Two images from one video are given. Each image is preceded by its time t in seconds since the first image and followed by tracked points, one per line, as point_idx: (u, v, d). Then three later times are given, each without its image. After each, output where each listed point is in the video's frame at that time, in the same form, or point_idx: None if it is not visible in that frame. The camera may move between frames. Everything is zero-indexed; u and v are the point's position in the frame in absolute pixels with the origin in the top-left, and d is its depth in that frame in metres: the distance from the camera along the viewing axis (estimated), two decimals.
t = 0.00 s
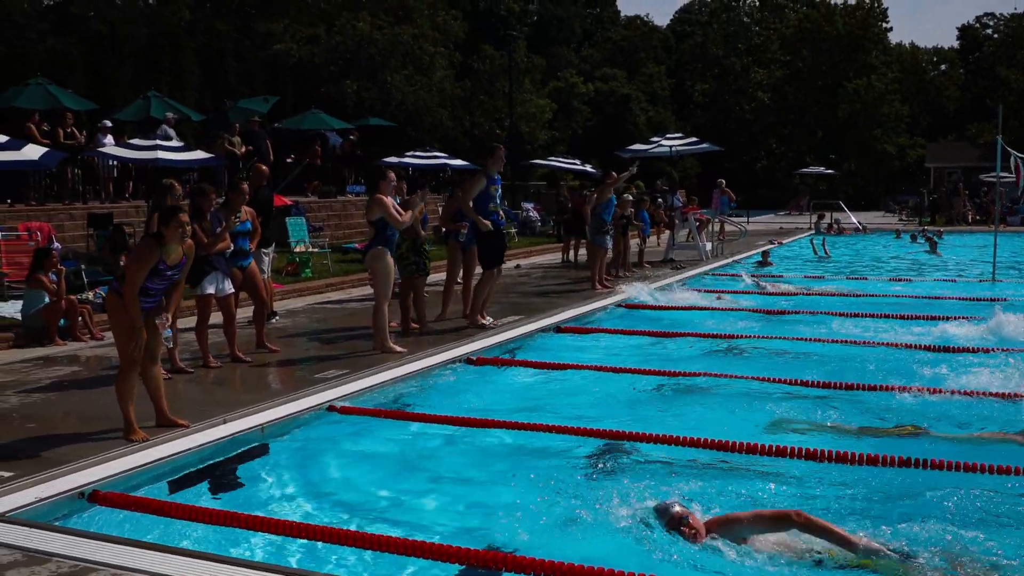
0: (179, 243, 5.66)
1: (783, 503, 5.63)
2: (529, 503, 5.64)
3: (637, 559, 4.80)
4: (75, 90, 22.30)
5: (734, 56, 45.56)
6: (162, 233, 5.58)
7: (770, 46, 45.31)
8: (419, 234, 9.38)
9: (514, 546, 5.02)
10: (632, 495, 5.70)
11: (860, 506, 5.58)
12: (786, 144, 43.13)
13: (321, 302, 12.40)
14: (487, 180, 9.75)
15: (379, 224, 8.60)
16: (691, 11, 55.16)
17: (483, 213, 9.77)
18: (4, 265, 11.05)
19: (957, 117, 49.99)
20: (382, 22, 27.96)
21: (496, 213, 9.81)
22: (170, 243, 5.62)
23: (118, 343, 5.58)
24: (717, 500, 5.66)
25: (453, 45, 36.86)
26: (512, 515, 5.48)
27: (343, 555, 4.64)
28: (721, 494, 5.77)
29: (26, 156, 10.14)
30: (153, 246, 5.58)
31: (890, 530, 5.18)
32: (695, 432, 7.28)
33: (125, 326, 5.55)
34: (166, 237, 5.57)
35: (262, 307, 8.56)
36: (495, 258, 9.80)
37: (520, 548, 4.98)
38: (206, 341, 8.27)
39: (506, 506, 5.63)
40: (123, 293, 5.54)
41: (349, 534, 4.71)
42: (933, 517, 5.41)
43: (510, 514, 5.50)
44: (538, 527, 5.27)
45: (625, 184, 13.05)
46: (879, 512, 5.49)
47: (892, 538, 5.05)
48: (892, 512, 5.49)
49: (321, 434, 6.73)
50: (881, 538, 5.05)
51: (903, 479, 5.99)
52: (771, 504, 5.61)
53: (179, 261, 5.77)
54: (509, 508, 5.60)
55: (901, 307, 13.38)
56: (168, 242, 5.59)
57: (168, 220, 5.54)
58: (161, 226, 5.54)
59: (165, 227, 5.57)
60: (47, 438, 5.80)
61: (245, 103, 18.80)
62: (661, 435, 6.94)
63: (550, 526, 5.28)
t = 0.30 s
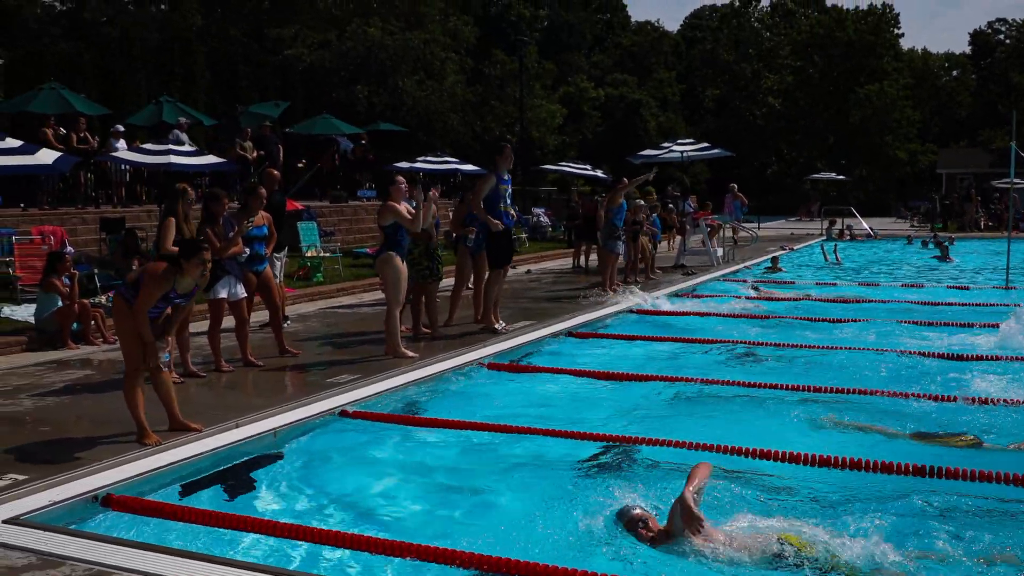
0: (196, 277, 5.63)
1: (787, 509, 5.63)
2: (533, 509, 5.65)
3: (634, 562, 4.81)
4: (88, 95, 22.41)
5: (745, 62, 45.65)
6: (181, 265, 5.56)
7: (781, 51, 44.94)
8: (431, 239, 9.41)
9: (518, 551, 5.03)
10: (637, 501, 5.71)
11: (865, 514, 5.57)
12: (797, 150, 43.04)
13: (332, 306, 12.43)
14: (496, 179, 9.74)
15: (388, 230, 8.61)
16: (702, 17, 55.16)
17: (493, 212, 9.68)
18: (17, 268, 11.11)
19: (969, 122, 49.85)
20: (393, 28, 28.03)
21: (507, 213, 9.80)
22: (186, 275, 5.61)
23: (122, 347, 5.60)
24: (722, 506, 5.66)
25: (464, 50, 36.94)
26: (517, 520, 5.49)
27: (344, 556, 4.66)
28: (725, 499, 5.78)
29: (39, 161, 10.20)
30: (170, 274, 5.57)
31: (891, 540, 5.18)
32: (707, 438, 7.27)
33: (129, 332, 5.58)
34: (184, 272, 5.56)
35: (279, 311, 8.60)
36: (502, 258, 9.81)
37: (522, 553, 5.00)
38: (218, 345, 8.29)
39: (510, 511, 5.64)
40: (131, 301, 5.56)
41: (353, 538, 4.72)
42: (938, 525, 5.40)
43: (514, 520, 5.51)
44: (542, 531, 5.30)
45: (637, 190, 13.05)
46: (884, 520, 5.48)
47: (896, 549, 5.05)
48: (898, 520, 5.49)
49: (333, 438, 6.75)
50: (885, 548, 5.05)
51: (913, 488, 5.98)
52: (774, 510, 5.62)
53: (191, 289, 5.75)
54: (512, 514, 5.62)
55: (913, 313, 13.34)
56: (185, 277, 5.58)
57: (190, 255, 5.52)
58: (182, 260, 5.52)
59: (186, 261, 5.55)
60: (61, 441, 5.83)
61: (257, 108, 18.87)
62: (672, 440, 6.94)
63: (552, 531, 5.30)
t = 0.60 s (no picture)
0: (211, 295, 5.59)
1: (791, 513, 5.64)
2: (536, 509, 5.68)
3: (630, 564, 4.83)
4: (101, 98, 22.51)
5: (755, 65, 45.94)
6: (196, 284, 5.52)
7: (792, 52, 45.36)
8: (444, 242, 9.43)
9: (521, 553, 5.05)
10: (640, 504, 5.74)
11: (870, 518, 5.56)
12: (809, 153, 42.94)
13: (344, 309, 12.46)
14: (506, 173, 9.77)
15: (400, 232, 8.61)
16: (713, 20, 55.13)
17: (504, 208, 9.85)
18: (30, 271, 11.15)
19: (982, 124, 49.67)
20: (404, 31, 28.04)
21: (519, 206, 9.88)
22: (202, 294, 5.57)
23: (132, 349, 5.62)
24: (727, 509, 5.68)
25: (476, 53, 36.98)
26: (522, 520, 5.52)
27: (350, 557, 4.68)
28: (730, 502, 5.80)
29: (53, 164, 10.23)
30: (184, 290, 5.54)
31: (896, 544, 5.17)
32: (720, 440, 7.27)
33: (140, 336, 5.59)
34: (198, 292, 5.52)
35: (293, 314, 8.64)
36: (512, 253, 10.00)
37: (525, 554, 5.02)
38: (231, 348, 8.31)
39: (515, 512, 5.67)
40: (142, 305, 5.58)
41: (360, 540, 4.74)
42: (942, 529, 5.39)
43: (516, 521, 5.54)
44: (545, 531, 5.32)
45: (649, 193, 13.03)
46: (889, 523, 5.48)
47: (897, 552, 5.04)
48: (903, 523, 5.48)
49: (346, 441, 6.77)
50: (885, 553, 5.04)
51: (924, 491, 5.97)
52: (778, 513, 5.63)
53: (204, 306, 5.72)
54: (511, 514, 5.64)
55: (926, 316, 13.29)
56: (199, 296, 5.54)
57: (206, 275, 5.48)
58: (198, 280, 5.49)
59: (202, 281, 5.51)
60: (76, 443, 5.84)
61: (268, 111, 18.92)
62: (684, 444, 6.95)
63: (554, 531, 5.31)
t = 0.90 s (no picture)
0: (235, 307, 5.61)
1: (803, 515, 5.64)
2: (549, 511, 5.71)
3: (634, 564, 4.86)
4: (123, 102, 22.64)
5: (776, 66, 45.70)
6: (221, 295, 5.53)
7: (813, 56, 45.10)
8: (466, 246, 9.46)
9: (529, 554, 5.08)
10: (653, 506, 5.76)
11: (884, 521, 5.54)
12: (829, 156, 42.78)
13: (365, 311, 12.50)
14: (524, 191, 9.97)
15: (421, 234, 8.65)
16: (732, 22, 54.94)
17: (522, 225, 9.92)
18: (54, 272, 11.24)
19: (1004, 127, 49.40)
20: (424, 34, 28.05)
21: (537, 224, 9.97)
22: (226, 305, 5.59)
23: (155, 351, 5.66)
24: (739, 512, 5.69)
25: (495, 56, 36.97)
26: (535, 522, 5.55)
27: (363, 557, 4.72)
28: (734, 503, 5.82)
29: (77, 167, 10.31)
30: (209, 300, 5.55)
31: (906, 548, 5.14)
32: (741, 443, 7.26)
33: (162, 338, 5.62)
34: (223, 303, 5.54)
35: (315, 317, 8.68)
36: (534, 269, 9.90)
37: (532, 555, 5.05)
38: (252, 349, 8.36)
39: (528, 515, 5.70)
40: (167, 310, 5.61)
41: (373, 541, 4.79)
42: (956, 534, 5.35)
43: (519, 521, 5.58)
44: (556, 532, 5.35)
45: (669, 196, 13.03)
46: (904, 527, 5.45)
47: (905, 557, 5.01)
48: (915, 527, 5.45)
49: (367, 442, 6.80)
50: (893, 557, 5.01)
51: (945, 496, 5.93)
52: (789, 516, 5.63)
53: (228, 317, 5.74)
54: (515, 514, 5.68)
55: (946, 319, 13.25)
56: (223, 307, 5.56)
57: (232, 287, 5.49)
58: (223, 291, 5.50)
59: (227, 292, 5.52)
60: (100, 444, 5.89)
61: (289, 114, 19.00)
62: (704, 447, 6.96)
63: (561, 533, 5.35)
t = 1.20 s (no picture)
0: (253, 315, 5.64)
1: (810, 518, 5.62)
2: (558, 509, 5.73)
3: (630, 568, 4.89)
4: (139, 105, 22.72)
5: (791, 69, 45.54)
6: (239, 302, 5.55)
7: (828, 58, 44.94)
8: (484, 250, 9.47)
9: (528, 555, 5.10)
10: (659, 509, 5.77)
11: (885, 524, 5.53)
12: (844, 159, 42.63)
13: (380, 314, 12.53)
14: (538, 191, 10.09)
15: (437, 238, 8.64)
16: (747, 25, 54.75)
17: (535, 224, 10.06)
18: (70, 275, 11.30)
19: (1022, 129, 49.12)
20: (439, 37, 28.05)
21: (549, 224, 10.11)
22: (245, 312, 5.62)
23: (173, 354, 5.68)
24: (745, 515, 5.69)
25: (509, 59, 36.92)
26: (531, 522, 5.57)
27: (360, 557, 4.77)
28: (729, 506, 5.85)
29: (94, 170, 10.35)
30: (228, 306, 5.58)
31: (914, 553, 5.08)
32: (757, 446, 7.26)
33: (181, 342, 5.65)
34: (242, 309, 5.56)
35: (333, 319, 8.70)
36: (549, 269, 9.95)
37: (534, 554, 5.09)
38: (269, 352, 8.38)
39: (521, 513, 5.72)
40: (185, 313, 5.63)
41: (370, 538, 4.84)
42: (962, 538, 5.30)
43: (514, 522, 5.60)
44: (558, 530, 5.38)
45: (684, 199, 13.02)
46: (914, 531, 5.40)
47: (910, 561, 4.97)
48: (915, 529, 5.44)
49: (383, 445, 6.82)
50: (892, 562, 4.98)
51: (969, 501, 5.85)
52: (797, 519, 5.62)
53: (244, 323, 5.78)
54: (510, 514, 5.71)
55: (962, 323, 13.19)
56: (241, 313, 5.58)
57: (252, 296, 5.51)
58: (242, 299, 5.52)
59: (246, 300, 5.53)
60: (117, 447, 5.91)
61: (304, 117, 19.05)
62: (718, 451, 6.96)
63: (551, 533, 5.37)
